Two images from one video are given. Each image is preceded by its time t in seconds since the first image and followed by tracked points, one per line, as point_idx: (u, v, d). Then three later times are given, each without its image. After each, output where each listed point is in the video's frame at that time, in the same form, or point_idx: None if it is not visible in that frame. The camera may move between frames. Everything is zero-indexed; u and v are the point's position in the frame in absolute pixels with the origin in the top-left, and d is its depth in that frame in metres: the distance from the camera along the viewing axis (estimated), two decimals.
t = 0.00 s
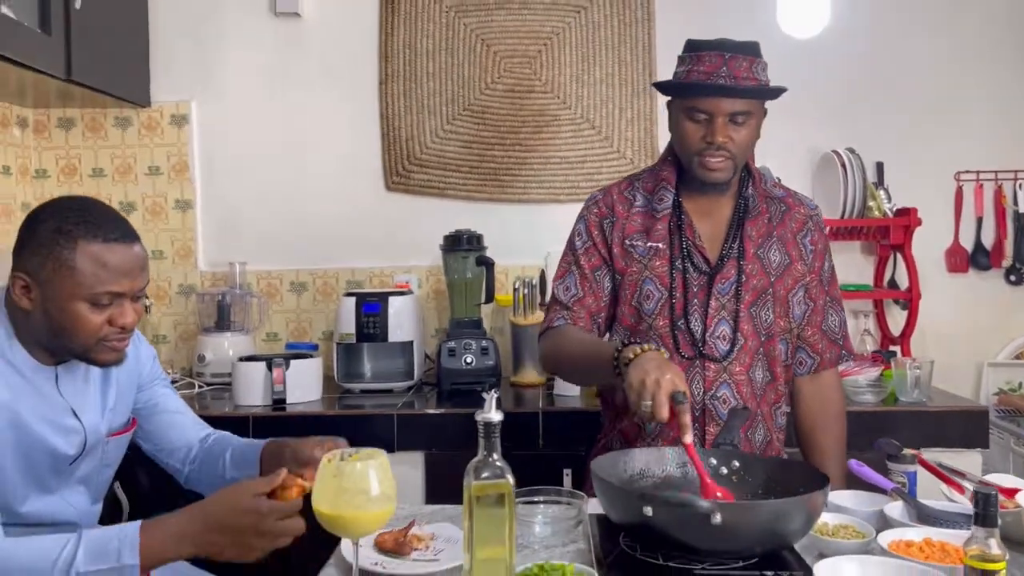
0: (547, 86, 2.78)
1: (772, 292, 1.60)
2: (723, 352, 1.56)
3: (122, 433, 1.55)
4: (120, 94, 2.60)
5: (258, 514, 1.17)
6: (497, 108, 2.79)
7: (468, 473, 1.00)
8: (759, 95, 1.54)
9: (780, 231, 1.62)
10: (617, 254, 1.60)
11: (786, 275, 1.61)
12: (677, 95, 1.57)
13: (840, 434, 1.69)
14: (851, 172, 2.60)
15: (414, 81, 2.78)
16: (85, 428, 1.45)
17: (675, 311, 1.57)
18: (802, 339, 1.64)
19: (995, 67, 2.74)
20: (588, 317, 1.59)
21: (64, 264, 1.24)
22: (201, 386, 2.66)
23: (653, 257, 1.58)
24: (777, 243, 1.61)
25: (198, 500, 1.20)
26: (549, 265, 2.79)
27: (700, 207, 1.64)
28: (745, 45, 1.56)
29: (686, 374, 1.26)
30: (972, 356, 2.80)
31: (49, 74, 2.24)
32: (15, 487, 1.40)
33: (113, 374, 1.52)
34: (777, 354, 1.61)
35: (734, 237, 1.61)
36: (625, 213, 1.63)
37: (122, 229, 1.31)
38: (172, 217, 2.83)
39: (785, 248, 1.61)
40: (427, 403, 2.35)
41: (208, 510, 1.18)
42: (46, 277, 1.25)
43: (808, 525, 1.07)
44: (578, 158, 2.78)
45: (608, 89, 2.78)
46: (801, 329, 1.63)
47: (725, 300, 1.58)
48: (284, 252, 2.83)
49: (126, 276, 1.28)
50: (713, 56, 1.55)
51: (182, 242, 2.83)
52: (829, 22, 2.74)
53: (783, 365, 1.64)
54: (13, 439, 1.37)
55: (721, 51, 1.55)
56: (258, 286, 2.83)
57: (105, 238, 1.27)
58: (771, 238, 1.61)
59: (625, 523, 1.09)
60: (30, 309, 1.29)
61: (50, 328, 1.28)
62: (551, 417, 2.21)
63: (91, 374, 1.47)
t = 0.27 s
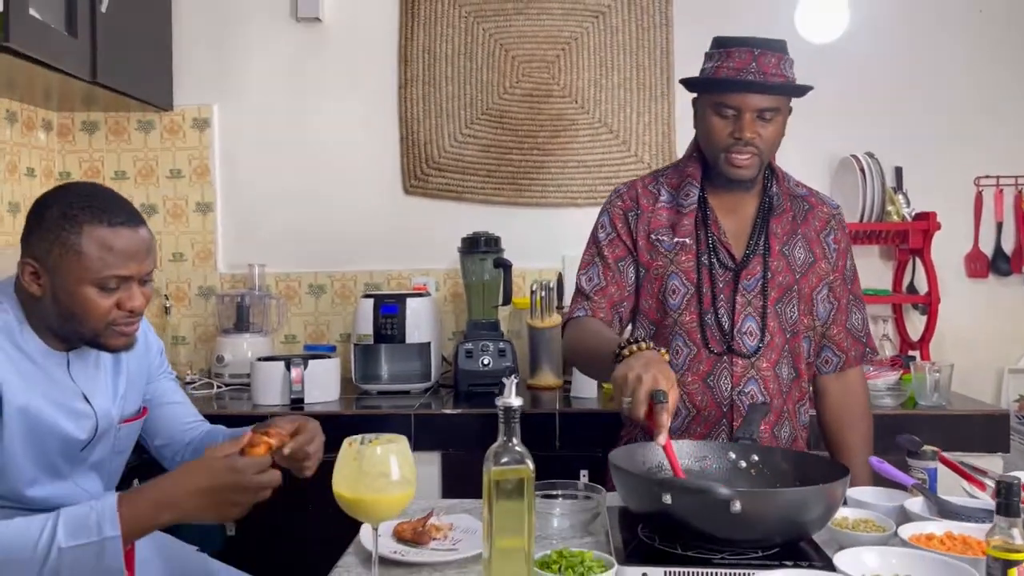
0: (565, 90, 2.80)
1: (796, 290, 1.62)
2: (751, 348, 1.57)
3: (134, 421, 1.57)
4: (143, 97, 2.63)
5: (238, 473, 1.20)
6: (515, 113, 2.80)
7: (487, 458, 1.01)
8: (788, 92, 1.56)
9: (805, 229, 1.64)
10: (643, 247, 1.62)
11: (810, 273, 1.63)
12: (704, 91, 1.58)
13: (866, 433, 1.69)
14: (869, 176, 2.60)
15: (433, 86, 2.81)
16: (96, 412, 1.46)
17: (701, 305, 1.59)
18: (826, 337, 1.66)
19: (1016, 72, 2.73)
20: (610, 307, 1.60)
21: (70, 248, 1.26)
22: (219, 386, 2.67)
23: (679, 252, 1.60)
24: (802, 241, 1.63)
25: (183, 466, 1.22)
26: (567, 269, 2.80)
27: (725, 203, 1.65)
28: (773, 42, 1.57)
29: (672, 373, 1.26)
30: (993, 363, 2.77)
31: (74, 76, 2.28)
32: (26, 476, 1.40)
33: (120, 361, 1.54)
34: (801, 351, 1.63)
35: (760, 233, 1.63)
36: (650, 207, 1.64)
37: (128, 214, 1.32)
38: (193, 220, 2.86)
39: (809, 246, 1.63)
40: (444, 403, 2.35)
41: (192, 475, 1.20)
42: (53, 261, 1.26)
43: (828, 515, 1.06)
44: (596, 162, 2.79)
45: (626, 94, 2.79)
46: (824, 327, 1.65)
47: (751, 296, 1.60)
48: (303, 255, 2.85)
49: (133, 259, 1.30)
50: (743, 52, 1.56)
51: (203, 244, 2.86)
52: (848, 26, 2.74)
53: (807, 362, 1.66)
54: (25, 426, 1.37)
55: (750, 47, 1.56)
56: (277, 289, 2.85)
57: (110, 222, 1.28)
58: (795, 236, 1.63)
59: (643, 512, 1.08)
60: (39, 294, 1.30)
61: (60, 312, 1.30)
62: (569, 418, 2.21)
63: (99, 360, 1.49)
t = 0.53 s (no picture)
0: (581, 95, 2.81)
1: (819, 291, 1.63)
2: (774, 350, 1.59)
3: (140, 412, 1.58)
4: (165, 101, 2.67)
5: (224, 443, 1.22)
6: (531, 118, 2.82)
7: (504, 452, 1.02)
8: (813, 96, 1.56)
9: (826, 230, 1.64)
10: (665, 250, 1.62)
11: (833, 273, 1.63)
12: (728, 93, 1.58)
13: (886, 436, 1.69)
14: (886, 181, 2.60)
15: (450, 91, 2.83)
16: (104, 399, 1.46)
17: (724, 308, 1.60)
18: (847, 339, 1.66)
19: None
20: (631, 309, 1.60)
21: (78, 231, 1.29)
22: (237, 388, 2.70)
23: (702, 254, 1.61)
24: (823, 242, 1.64)
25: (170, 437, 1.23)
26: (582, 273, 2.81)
27: (746, 205, 1.66)
28: (797, 45, 1.57)
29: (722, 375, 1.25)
30: (1011, 369, 2.76)
31: (98, 80, 2.31)
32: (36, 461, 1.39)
33: (129, 353, 1.56)
34: (823, 352, 1.64)
35: (782, 235, 1.63)
36: (673, 210, 1.64)
37: (136, 202, 1.36)
38: (212, 223, 2.89)
39: (830, 247, 1.64)
40: (459, 405, 2.36)
41: (184, 444, 1.21)
42: (61, 244, 1.30)
43: (845, 511, 1.07)
44: (611, 167, 2.80)
45: (642, 99, 2.80)
46: (846, 329, 1.66)
47: (774, 298, 1.60)
48: (320, 258, 2.88)
49: (139, 245, 1.33)
50: (768, 55, 1.56)
51: (221, 247, 2.88)
52: (864, 32, 2.75)
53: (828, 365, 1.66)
54: (33, 410, 1.37)
55: (775, 50, 1.55)
56: (294, 291, 2.87)
57: (119, 206, 1.32)
58: (817, 237, 1.64)
59: (660, 508, 1.09)
60: (47, 276, 1.34)
61: (67, 296, 1.33)
62: (584, 420, 2.21)
63: (109, 349, 1.50)
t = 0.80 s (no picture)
0: (595, 95, 2.81)
1: (837, 286, 1.62)
2: (793, 345, 1.58)
3: (149, 400, 1.55)
4: (181, 100, 2.69)
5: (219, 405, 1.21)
6: (545, 118, 2.82)
7: (520, 436, 1.01)
8: (834, 90, 1.55)
9: (844, 225, 1.64)
10: (680, 245, 1.62)
11: (851, 269, 1.63)
12: (748, 85, 1.57)
13: (903, 433, 1.67)
14: (903, 181, 2.58)
15: (463, 91, 2.83)
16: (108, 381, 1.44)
17: (742, 302, 1.59)
18: (866, 335, 1.65)
19: None
20: (626, 301, 1.60)
21: (75, 191, 1.32)
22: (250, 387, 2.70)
23: (719, 249, 1.60)
24: (842, 237, 1.63)
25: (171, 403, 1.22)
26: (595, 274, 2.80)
27: (762, 200, 1.65)
28: (819, 38, 1.56)
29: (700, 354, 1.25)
30: None
31: (116, 78, 2.33)
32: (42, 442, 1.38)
33: (133, 336, 1.54)
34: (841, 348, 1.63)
35: (800, 229, 1.63)
36: (686, 204, 1.64)
37: (138, 176, 1.38)
38: (227, 223, 2.90)
39: (849, 242, 1.63)
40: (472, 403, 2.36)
41: (181, 409, 1.20)
42: (58, 204, 1.32)
43: (863, 500, 1.05)
44: (625, 167, 2.80)
45: (657, 99, 2.80)
46: (865, 325, 1.65)
47: (792, 292, 1.60)
48: (334, 258, 2.88)
49: (131, 211, 1.33)
50: (789, 48, 1.55)
51: (236, 247, 2.90)
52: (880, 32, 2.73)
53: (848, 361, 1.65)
54: (35, 389, 1.35)
55: (797, 43, 1.55)
56: (308, 291, 2.88)
57: (121, 176, 1.34)
58: (836, 232, 1.63)
59: (675, 497, 1.08)
60: (42, 237, 1.35)
61: (54, 258, 1.32)
62: (597, 419, 2.20)
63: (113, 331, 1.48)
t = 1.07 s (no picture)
0: (605, 96, 2.81)
1: (845, 279, 1.60)
2: (797, 338, 1.57)
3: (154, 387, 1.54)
4: (191, 100, 2.70)
5: (182, 299, 1.16)
6: (555, 118, 2.82)
7: (528, 425, 1.01)
8: (837, 83, 1.56)
9: (854, 219, 1.62)
10: (685, 239, 1.62)
11: (860, 262, 1.61)
12: (753, 78, 1.58)
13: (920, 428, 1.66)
14: (914, 180, 2.57)
15: (473, 92, 2.83)
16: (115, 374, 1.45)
17: (746, 295, 1.59)
18: (877, 330, 1.64)
19: None
20: (636, 298, 1.63)
21: (91, 186, 1.35)
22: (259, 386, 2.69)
23: (723, 242, 1.61)
24: (850, 230, 1.62)
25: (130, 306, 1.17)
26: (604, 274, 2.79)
27: (769, 195, 1.66)
28: (823, 31, 1.58)
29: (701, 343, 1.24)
30: None
31: (127, 76, 2.34)
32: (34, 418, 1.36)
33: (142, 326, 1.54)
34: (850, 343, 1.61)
35: (808, 222, 1.62)
36: (693, 199, 1.65)
37: (151, 172, 1.40)
38: (236, 223, 2.91)
39: (858, 236, 1.61)
40: (481, 403, 2.35)
41: (143, 314, 1.15)
42: (73, 198, 1.35)
43: (874, 492, 1.04)
44: (635, 168, 2.80)
45: (666, 99, 2.80)
46: (875, 320, 1.63)
47: (798, 286, 1.59)
48: (343, 258, 2.88)
49: (142, 209, 1.35)
50: (793, 42, 1.57)
51: (245, 247, 2.90)
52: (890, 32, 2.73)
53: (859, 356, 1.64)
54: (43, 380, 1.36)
55: (800, 36, 1.57)
56: (317, 291, 2.88)
57: (135, 175, 1.36)
58: (845, 225, 1.62)
59: (683, 487, 1.08)
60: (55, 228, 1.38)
61: (65, 250, 1.35)
62: (606, 419, 2.19)
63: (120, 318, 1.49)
